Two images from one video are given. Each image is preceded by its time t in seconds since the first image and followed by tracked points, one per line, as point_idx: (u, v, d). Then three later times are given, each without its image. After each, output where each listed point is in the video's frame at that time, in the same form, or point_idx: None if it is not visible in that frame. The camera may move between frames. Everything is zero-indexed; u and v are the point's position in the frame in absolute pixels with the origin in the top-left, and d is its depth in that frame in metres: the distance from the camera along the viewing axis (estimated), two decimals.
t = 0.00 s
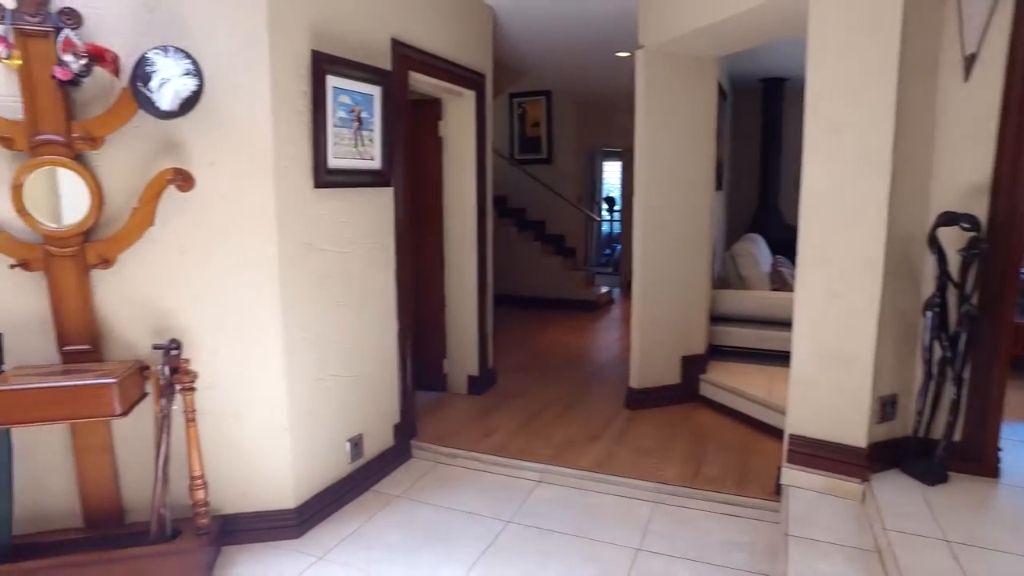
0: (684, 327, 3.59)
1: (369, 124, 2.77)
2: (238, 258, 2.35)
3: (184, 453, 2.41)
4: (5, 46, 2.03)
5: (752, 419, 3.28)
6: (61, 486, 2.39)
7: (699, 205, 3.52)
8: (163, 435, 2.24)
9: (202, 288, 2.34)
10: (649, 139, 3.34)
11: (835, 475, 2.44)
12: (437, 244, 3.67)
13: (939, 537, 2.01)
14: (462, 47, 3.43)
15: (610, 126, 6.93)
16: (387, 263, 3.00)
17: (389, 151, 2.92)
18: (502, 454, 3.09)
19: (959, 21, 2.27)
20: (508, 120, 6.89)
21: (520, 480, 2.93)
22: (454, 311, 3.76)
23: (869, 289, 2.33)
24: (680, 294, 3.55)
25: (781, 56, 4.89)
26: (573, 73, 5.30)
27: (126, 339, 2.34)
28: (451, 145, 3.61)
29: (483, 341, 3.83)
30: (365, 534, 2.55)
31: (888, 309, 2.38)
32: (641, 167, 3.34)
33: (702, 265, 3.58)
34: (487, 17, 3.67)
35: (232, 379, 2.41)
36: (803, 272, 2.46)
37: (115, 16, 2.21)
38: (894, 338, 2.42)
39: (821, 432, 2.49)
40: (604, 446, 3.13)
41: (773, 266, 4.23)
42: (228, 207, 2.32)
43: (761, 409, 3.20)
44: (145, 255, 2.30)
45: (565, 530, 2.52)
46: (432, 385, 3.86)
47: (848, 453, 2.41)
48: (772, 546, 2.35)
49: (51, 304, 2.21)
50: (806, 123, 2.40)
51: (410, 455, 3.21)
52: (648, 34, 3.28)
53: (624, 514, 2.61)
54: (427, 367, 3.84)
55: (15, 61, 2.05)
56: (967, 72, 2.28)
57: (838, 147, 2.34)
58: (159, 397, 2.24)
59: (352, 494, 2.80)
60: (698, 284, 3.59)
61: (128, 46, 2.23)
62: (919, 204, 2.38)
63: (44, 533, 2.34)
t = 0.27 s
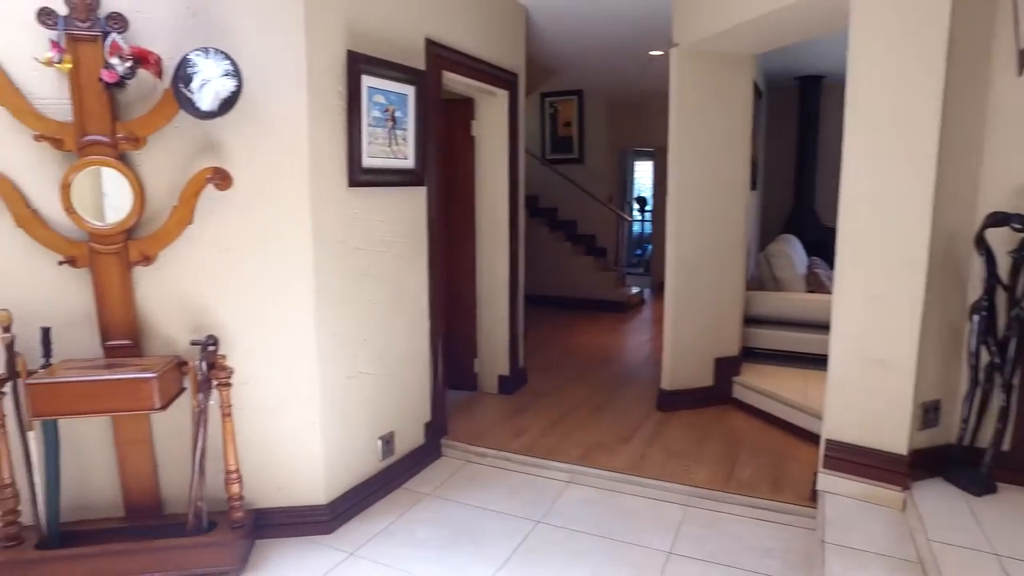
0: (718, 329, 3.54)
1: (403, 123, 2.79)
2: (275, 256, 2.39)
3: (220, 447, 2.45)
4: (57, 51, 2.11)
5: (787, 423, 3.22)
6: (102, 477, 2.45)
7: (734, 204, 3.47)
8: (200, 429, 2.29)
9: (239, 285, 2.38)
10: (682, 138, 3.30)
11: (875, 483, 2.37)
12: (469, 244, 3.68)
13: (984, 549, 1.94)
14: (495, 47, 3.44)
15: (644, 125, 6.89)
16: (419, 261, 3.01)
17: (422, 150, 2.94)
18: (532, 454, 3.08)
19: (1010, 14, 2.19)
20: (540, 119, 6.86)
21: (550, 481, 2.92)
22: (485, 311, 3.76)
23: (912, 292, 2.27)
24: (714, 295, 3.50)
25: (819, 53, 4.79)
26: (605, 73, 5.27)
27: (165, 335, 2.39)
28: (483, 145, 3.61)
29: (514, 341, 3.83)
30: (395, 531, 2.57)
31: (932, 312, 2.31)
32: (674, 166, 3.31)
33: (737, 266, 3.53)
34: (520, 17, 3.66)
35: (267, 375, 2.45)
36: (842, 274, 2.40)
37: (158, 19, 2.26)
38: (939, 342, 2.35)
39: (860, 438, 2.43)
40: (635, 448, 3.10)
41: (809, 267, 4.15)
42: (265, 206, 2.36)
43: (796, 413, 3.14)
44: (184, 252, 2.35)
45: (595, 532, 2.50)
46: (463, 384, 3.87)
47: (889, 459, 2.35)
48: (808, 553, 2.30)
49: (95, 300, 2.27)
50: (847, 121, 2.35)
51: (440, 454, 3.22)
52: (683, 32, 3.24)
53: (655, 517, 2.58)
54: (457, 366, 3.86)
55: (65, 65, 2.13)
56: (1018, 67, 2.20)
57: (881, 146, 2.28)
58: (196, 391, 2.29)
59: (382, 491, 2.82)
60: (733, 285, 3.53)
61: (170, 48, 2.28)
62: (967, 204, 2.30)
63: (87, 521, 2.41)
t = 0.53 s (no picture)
0: (752, 331, 3.49)
1: (436, 122, 2.80)
2: (310, 254, 2.41)
3: (255, 442, 2.48)
4: (103, 54, 2.18)
5: (823, 427, 3.15)
6: (142, 469, 2.51)
7: (769, 204, 3.41)
8: (235, 424, 2.33)
9: (274, 281, 2.42)
10: (716, 137, 3.25)
11: (917, 491, 2.31)
12: (500, 243, 3.68)
13: None
14: (527, 46, 3.43)
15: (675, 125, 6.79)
16: (451, 260, 3.02)
17: (455, 149, 2.94)
18: (562, 454, 3.07)
19: None
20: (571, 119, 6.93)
21: (580, 482, 2.90)
22: (516, 310, 3.76)
23: (957, 295, 2.20)
24: (747, 296, 3.45)
25: (858, 50, 4.69)
26: (637, 71, 5.23)
27: (203, 331, 2.43)
28: (515, 145, 3.61)
29: (545, 341, 3.81)
30: (425, 529, 2.58)
31: (979, 316, 2.23)
32: (708, 165, 3.27)
33: (772, 266, 3.46)
34: (552, 15, 3.65)
35: (301, 372, 2.48)
36: (884, 276, 2.34)
37: (199, 21, 2.30)
38: (986, 347, 2.27)
39: (901, 444, 2.36)
40: (666, 450, 3.06)
41: (846, 268, 4.05)
42: (300, 204, 2.38)
43: (832, 418, 3.07)
44: (222, 250, 2.39)
45: (625, 534, 2.48)
46: (493, 383, 3.87)
47: (932, 467, 2.28)
48: (845, 560, 2.25)
49: (136, 296, 2.32)
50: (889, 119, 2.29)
51: (471, 453, 3.22)
52: (718, 29, 3.19)
53: (686, 521, 2.54)
54: (488, 364, 3.86)
55: (111, 67, 2.19)
56: None
57: (925, 144, 2.22)
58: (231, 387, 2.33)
59: (413, 489, 2.83)
60: (767, 286, 3.47)
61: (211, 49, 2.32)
62: (1017, 203, 2.22)
63: (127, 511, 2.47)
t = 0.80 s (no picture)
0: (787, 333, 3.42)
1: (469, 121, 2.80)
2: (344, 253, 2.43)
3: (288, 438, 2.51)
4: (146, 56, 2.23)
5: (861, 434, 3.07)
6: (179, 461, 2.56)
7: (806, 204, 3.34)
8: (269, 420, 2.36)
9: (309, 279, 2.44)
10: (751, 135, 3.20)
11: (961, 501, 2.23)
12: (532, 243, 3.67)
13: None
14: (560, 44, 3.41)
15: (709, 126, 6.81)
16: (483, 259, 3.02)
17: (487, 148, 2.94)
18: (592, 456, 3.04)
19: None
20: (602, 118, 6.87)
21: (610, 484, 2.88)
22: (546, 310, 3.75)
23: (1006, 298, 2.12)
24: (783, 297, 3.38)
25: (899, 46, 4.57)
26: (669, 70, 5.17)
27: (239, 327, 2.47)
28: (547, 144, 3.60)
29: (575, 341, 3.79)
30: (455, 528, 2.58)
31: None
32: (743, 164, 3.21)
33: (808, 268, 3.39)
34: (585, 14, 3.63)
35: (334, 369, 2.50)
36: (927, 278, 2.27)
37: (238, 21, 2.34)
38: None
39: (944, 452, 2.29)
40: (698, 453, 3.02)
41: (886, 270, 3.95)
42: (334, 203, 2.40)
43: (871, 423, 2.99)
44: (258, 247, 2.42)
45: (656, 537, 2.45)
46: (524, 383, 3.86)
47: (978, 478, 2.20)
48: (884, 570, 2.19)
49: (174, 293, 2.37)
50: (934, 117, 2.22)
51: (501, 453, 3.22)
52: (754, 26, 3.14)
53: (718, 525, 2.51)
54: (519, 364, 3.85)
55: (153, 69, 2.24)
56: None
57: (972, 142, 2.15)
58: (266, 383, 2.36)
59: (443, 488, 2.84)
60: (804, 287, 3.40)
61: (249, 50, 2.36)
62: None
63: (165, 503, 2.52)
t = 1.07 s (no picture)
0: (823, 335, 3.35)
1: (502, 120, 2.80)
2: (377, 251, 2.45)
3: (321, 434, 2.54)
4: (187, 57, 2.28)
5: (900, 440, 2.99)
6: (216, 455, 2.61)
7: (845, 204, 3.26)
8: (303, 416, 2.38)
9: (343, 277, 2.46)
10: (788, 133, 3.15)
11: (1008, 513, 2.15)
12: (564, 242, 3.65)
13: None
14: (594, 43, 3.39)
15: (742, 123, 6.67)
16: (515, 258, 3.01)
17: (520, 147, 2.94)
18: (623, 457, 3.02)
19: None
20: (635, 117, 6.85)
21: (641, 487, 2.85)
22: (577, 310, 3.73)
23: None
24: (819, 299, 3.32)
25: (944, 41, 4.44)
26: (703, 68, 5.11)
27: (274, 324, 2.50)
28: (580, 143, 3.58)
29: (607, 341, 3.77)
30: (485, 527, 2.58)
31: None
32: (779, 163, 3.16)
33: (847, 269, 3.31)
34: (619, 11, 3.60)
35: (367, 366, 2.52)
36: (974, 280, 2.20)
37: (276, 22, 2.37)
38: None
39: (990, 460, 2.22)
40: (731, 457, 2.97)
41: (926, 273, 3.84)
42: (368, 201, 2.42)
43: (911, 430, 2.91)
44: (294, 245, 2.45)
45: (687, 541, 2.41)
46: (554, 383, 3.85)
47: None
48: None
49: (212, 290, 2.41)
50: (982, 114, 2.15)
51: (531, 453, 3.21)
52: (793, 22, 3.08)
53: (752, 530, 2.46)
54: (550, 364, 3.84)
55: (193, 70, 2.29)
56: None
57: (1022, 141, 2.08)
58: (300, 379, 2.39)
59: (473, 487, 2.84)
60: (842, 290, 3.33)
61: (286, 50, 2.38)
62: None
63: (201, 496, 2.57)
